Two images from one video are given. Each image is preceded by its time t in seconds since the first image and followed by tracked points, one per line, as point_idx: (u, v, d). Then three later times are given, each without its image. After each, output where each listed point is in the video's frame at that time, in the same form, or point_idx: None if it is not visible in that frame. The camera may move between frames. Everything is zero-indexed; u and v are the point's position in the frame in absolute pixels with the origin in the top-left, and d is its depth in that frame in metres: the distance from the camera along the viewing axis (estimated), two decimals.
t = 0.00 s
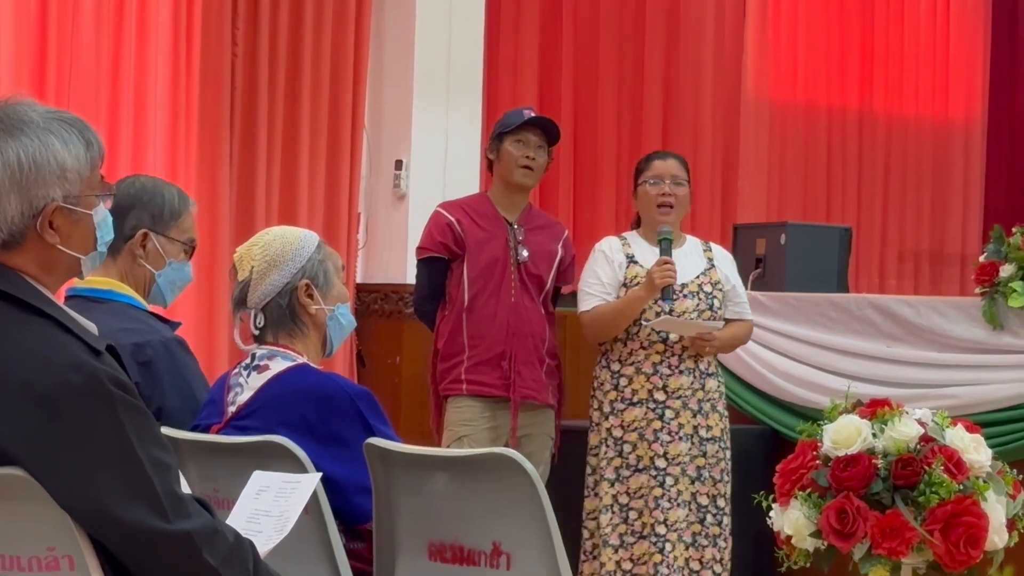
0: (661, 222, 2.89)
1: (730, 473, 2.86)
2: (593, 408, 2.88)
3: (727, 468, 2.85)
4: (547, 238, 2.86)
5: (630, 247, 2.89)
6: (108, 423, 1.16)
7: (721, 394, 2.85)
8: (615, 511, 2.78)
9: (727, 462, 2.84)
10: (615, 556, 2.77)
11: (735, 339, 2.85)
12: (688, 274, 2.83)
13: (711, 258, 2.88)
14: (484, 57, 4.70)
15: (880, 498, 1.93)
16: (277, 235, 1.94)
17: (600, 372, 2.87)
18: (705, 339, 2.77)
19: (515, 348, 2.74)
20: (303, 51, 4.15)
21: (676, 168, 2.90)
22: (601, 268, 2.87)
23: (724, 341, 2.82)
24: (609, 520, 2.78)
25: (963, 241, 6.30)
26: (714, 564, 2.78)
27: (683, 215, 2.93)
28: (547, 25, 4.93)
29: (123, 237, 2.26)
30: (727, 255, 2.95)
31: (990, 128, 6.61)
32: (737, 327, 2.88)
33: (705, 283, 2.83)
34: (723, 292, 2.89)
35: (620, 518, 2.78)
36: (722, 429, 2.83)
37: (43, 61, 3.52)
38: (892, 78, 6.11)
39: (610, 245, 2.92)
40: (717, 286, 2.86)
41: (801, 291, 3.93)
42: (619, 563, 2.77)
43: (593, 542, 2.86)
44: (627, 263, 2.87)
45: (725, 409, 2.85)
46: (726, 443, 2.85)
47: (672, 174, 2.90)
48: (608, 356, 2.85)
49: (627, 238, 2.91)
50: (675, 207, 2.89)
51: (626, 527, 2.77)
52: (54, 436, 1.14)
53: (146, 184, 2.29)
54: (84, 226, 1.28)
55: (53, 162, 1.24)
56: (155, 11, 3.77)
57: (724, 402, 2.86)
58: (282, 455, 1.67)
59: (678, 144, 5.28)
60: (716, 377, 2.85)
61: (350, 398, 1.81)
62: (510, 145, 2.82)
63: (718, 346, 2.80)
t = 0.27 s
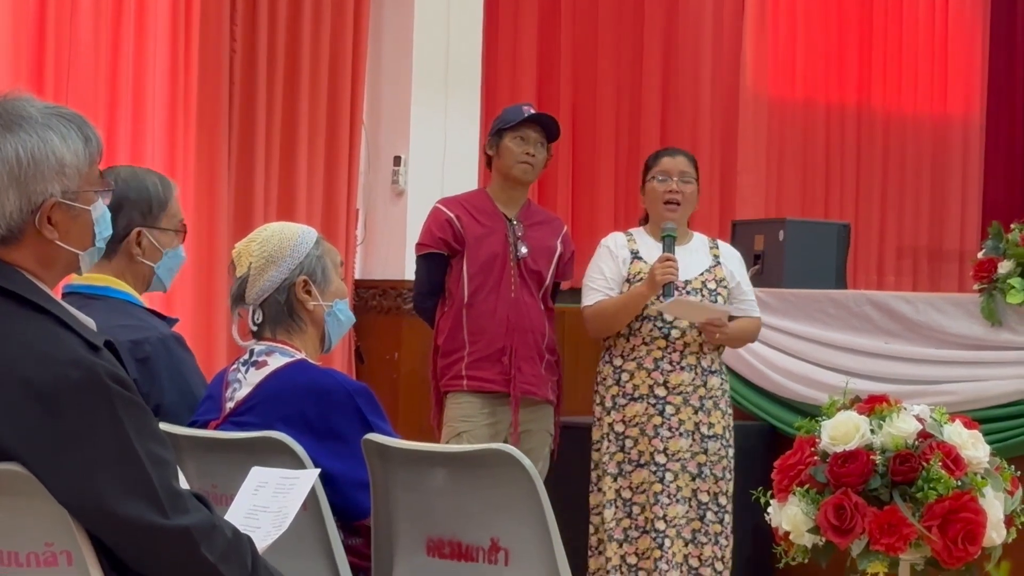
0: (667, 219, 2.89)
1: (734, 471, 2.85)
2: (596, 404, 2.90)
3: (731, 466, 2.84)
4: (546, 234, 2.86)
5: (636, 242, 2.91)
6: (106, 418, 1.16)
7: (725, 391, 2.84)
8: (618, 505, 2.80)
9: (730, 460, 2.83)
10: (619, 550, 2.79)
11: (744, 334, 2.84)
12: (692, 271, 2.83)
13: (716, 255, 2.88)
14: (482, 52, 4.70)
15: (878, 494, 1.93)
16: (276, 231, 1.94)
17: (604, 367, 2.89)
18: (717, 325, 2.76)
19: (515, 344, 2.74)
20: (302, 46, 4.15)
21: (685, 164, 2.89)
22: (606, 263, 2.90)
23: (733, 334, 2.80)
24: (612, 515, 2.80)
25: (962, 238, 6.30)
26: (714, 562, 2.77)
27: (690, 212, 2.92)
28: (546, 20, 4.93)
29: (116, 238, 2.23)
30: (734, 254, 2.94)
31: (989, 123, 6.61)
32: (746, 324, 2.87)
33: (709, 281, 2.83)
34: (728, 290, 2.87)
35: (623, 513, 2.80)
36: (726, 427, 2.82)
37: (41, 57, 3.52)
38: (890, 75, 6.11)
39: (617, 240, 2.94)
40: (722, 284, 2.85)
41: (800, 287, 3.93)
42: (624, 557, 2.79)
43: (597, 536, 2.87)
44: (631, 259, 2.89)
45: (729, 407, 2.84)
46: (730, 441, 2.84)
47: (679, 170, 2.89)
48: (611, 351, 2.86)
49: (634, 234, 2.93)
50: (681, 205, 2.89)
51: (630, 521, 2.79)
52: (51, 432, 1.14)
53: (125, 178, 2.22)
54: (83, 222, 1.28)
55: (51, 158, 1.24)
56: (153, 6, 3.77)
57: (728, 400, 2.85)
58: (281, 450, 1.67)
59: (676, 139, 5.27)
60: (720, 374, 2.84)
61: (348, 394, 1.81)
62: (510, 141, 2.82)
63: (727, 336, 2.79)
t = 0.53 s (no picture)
0: (667, 216, 2.89)
1: (734, 469, 2.83)
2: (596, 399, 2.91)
3: (730, 464, 2.83)
4: (546, 230, 2.86)
5: (638, 239, 2.92)
6: (106, 414, 1.15)
7: (724, 389, 2.83)
8: (611, 500, 2.82)
9: (729, 458, 2.82)
10: (611, 545, 2.81)
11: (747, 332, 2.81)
12: (690, 269, 2.84)
13: (720, 253, 2.87)
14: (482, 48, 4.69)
15: (877, 490, 1.93)
16: (276, 227, 1.94)
17: (606, 363, 2.91)
18: (715, 322, 2.75)
19: (517, 340, 2.74)
20: (301, 42, 4.14)
21: (686, 161, 2.89)
22: (606, 259, 2.92)
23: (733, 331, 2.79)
24: (606, 510, 2.82)
25: (961, 234, 6.30)
26: (710, 560, 2.76)
27: (692, 209, 2.90)
28: (545, 16, 4.92)
29: (114, 236, 2.21)
30: (741, 250, 2.92)
31: (988, 119, 6.61)
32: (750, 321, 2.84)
33: (709, 278, 2.83)
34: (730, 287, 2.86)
35: (616, 508, 2.81)
36: (724, 424, 2.81)
37: (40, 53, 3.51)
38: (889, 72, 6.11)
39: (620, 236, 2.96)
40: (723, 281, 2.84)
41: (799, 284, 3.93)
42: (615, 552, 2.81)
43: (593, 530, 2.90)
44: (631, 255, 2.90)
45: (728, 405, 2.83)
46: (729, 438, 2.83)
47: (680, 166, 2.89)
48: (612, 346, 2.89)
49: (637, 231, 2.94)
50: (683, 201, 2.88)
51: (622, 517, 2.81)
52: (50, 428, 1.14)
53: (117, 174, 2.20)
54: (83, 218, 1.28)
55: (51, 154, 1.24)
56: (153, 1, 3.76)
57: (728, 398, 2.84)
58: (281, 445, 1.67)
59: (675, 135, 5.27)
60: (720, 372, 2.82)
61: (347, 390, 1.81)
62: (512, 138, 2.81)
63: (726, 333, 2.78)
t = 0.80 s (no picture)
0: (668, 212, 2.89)
1: (733, 467, 2.82)
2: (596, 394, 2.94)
3: (728, 462, 2.82)
4: (546, 226, 2.85)
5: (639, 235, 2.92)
6: (105, 411, 1.15)
7: (722, 387, 2.82)
8: (603, 496, 2.85)
9: (727, 456, 2.81)
10: (600, 540, 2.85)
11: (742, 329, 2.80)
12: (690, 264, 2.84)
13: (722, 249, 2.86)
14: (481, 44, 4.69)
15: (876, 487, 1.93)
16: (276, 223, 1.93)
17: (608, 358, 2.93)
18: (706, 319, 2.74)
19: (517, 336, 2.74)
20: (301, 38, 4.14)
21: (685, 157, 2.88)
22: (607, 255, 2.94)
23: (727, 327, 2.77)
24: (597, 504, 2.86)
25: (961, 230, 6.30)
26: (703, 558, 2.76)
27: (694, 204, 2.91)
28: (545, 13, 4.92)
29: (114, 233, 2.21)
30: (745, 245, 2.89)
31: (988, 115, 6.61)
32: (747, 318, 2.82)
33: (708, 274, 2.82)
34: (730, 283, 2.85)
35: (607, 503, 2.84)
36: (721, 423, 2.81)
37: (40, 48, 3.51)
38: (889, 68, 6.10)
39: (623, 232, 2.97)
40: (722, 277, 2.83)
41: (799, 280, 3.93)
42: (602, 548, 2.84)
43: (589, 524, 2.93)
44: (631, 250, 2.91)
45: (726, 403, 2.82)
46: (727, 437, 2.83)
47: (679, 163, 2.88)
48: (613, 341, 2.91)
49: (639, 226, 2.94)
50: (683, 197, 2.88)
51: (612, 512, 2.84)
52: (49, 424, 1.14)
53: (117, 171, 2.19)
54: (83, 215, 1.27)
55: (52, 150, 1.24)
56: None
57: (726, 396, 2.83)
58: (280, 442, 1.67)
59: (675, 132, 5.27)
60: (717, 369, 2.82)
61: (346, 386, 1.81)
62: (513, 136, 2.80)
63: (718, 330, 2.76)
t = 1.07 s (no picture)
0: (665, 208, 2.89)
1: (730, 465, 2.82)
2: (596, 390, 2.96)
3: (726, 460, 2.81)
4: (544, 223, 2.85)
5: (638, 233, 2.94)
6: (105, 407, 1.15)
7: (718, 384, 2.81)
8: (598, 491, 2.89)
9: (724, 454, 2.80)
10: (594, 535, 2.88)
11: (737, 328, 2.78)
12: (688, 261, 2.84)
13: (721, 246, 2.85)
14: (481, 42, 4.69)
15: (876, 483, 1.94)
16: (277, 219, 1.94)
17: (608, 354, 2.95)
18: (696, 317, 2.71)
19: (515, 333, 2.74)
20: (301, 36, 4.14)
21: (682, 153, 2.88)
22: (606, 253, 2.96)
23: (719, 325, 2.75)
24: (592, 499, 2.89)
25: (960, 228, 6.30)
26: (699, 556, 2.76)
27: (692, 200, 2.90)
28: (544, 11, 4.92)
29: (115, 230, 2.20)
30: (745, 242, 2.88)
31: (987, 112, 6.60)
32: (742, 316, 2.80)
33: (704, 272, 2.82)
34: (727, 282, 2.84)
35: (601, 499, 2.87)
36: (718, 421, 2.80)
37: (40, 46, 3.51)
38: (889, 66, 6.10)
39: (623, 230, 2.98)
40: (718, 275, 2.83)
41: (798, 277, 3.93)
42: (596, 543, 2.87)
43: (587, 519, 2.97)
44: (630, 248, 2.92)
45: (723, 400, 2.81)
46: (724, 434, 2.82)
47: (676, 159, 2.88)
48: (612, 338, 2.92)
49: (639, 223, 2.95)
50: (680, 193, 2.88)
51: (606, 508, 2.86)
52: (49, 420, 1.14)
53: (117, 168, 2.17)
54: (83, 211, 1.28)
55: (53, 147, 1.24)
56: None
57: (723, 394, 2.82)
58: (280, 439, 1.67)
59: (675, 130, 5.27)
60: (714, 367, 2.81)
61: (346, 382, 1.81)
62: (514, 136, 2.80)
63: (710, 327, 2.73)
